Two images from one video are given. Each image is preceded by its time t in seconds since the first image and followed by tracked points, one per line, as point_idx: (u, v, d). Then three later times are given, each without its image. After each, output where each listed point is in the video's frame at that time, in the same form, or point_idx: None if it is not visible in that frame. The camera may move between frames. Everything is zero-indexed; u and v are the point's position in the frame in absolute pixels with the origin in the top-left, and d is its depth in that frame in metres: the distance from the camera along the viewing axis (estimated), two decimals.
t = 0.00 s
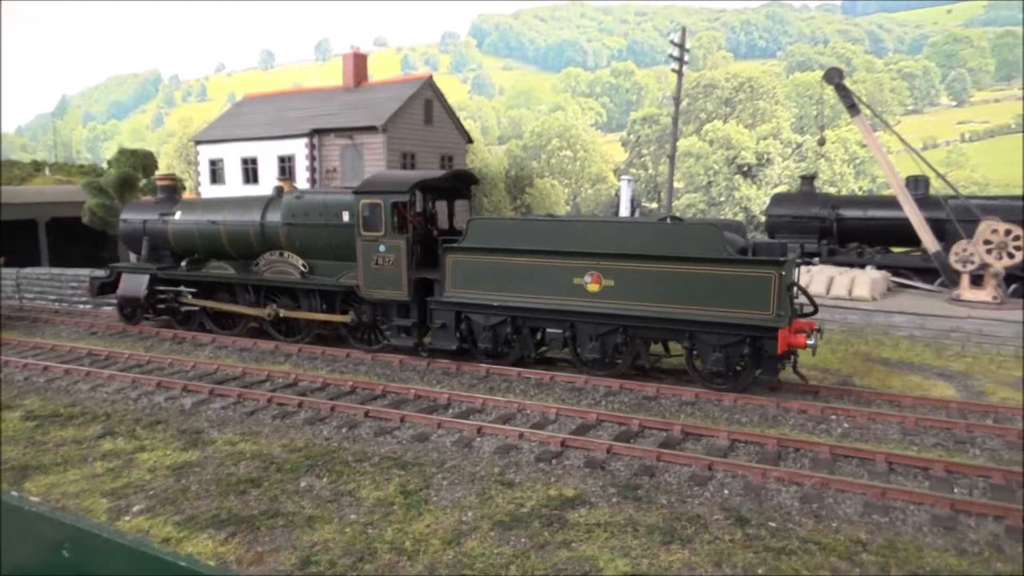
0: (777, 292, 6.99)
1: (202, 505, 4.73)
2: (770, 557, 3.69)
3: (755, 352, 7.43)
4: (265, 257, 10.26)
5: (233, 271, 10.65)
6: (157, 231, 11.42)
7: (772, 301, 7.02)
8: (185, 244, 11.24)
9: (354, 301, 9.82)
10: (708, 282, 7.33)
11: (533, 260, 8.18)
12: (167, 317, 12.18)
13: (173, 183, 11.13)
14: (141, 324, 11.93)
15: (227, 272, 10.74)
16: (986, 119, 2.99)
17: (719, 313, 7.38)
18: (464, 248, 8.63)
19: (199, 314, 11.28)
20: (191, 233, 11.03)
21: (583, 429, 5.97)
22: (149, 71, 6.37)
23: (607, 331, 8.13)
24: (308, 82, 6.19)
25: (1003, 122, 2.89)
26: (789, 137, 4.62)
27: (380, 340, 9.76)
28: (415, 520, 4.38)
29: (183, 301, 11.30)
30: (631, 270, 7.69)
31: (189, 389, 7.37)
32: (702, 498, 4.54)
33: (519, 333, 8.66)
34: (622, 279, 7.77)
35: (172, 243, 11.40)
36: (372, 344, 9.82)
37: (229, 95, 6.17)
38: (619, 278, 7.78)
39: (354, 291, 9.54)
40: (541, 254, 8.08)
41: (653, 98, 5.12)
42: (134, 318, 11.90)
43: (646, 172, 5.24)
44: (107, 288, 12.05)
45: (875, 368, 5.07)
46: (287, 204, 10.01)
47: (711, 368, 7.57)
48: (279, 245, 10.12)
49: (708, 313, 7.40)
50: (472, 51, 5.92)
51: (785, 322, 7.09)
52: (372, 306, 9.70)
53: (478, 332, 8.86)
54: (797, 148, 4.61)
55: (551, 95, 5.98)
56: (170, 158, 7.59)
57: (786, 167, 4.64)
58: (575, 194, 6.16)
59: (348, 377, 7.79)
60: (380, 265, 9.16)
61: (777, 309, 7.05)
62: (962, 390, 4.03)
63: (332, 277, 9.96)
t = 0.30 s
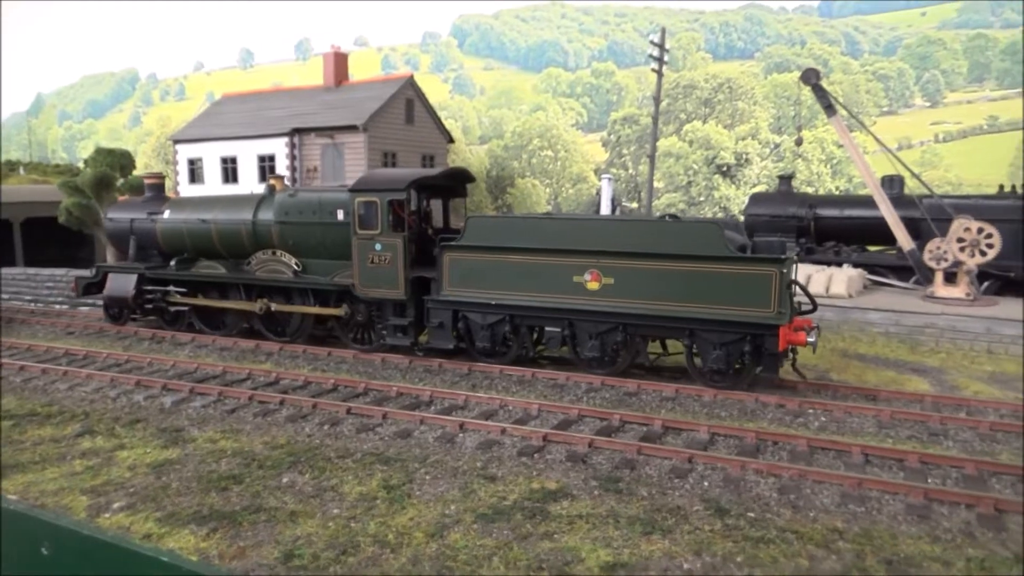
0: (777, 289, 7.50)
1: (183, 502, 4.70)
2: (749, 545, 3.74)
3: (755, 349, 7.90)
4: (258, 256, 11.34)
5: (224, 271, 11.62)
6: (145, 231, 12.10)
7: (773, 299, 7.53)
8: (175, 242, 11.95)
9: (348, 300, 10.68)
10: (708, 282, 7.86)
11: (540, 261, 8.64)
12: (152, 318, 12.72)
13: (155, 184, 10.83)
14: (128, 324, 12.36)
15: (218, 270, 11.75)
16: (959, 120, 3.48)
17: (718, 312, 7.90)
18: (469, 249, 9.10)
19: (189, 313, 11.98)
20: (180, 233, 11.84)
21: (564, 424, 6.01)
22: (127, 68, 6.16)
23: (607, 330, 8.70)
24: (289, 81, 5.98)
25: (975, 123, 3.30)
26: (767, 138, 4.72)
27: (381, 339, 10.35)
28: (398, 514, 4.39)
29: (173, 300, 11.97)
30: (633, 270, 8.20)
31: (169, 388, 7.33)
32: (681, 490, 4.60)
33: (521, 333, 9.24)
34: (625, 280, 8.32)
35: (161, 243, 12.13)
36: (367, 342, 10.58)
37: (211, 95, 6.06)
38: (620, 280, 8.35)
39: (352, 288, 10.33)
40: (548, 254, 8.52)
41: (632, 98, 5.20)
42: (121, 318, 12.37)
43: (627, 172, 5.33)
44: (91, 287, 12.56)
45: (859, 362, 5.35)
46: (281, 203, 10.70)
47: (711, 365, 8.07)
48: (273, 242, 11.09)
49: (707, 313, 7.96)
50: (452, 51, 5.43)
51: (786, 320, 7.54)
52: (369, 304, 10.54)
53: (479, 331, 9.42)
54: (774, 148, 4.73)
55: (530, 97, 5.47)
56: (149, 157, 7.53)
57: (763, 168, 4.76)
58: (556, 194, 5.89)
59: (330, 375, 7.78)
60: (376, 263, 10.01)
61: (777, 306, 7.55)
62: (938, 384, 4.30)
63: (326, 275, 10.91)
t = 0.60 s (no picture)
0: (778, 289, 7.53)
1: (156, 502, 4.66)
2: (722, 540, 3.77)
3: (756, 350, 7.89)
4: (247, 255, 11.09)
5: (212, 271, 11.34)
6: (130, 230, 11.85)
7: (773, 298, 7.56)
8: (160, 242, 11.65)
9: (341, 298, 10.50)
10: (708, 281, 7.88)
11: (538, 261, 8.64)
12: (137, 318, 12.48)
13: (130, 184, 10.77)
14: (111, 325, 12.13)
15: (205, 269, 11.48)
16: (932, 123, 3.46)
17: (718, 312, 7.90)
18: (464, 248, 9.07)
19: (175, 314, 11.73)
20: (165, 233, 11.56)
21: (542, 423, 6.03)
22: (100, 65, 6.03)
23: (606, 331, 8.67)
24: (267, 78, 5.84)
25: (948, 125, 3.37)
26: (744, 138, 4.66)
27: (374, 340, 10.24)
28: (374, 513, 4.38)
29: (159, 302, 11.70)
30: (632, 270, 8.20)
31: (143, 388, 7.26)
32: (657, 487, 4.63)
33: (518, 333, 9.18)
34: (625, 280, 8.31)
35: (146, 243, 11.84)
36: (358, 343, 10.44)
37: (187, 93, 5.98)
38: (619, 279, 8.36)
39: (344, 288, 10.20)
40: (547, 254, 8.55)
41: (610, 99, 5.26)
42: (105, 318, 12.13)
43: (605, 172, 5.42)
44: (74, 288, 12.36)
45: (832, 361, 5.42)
46: (271, 201, 10.62)
47: (712, 365, 8.04)
48: (262, 242, 10.95)
49: (707, 312, 7.96)
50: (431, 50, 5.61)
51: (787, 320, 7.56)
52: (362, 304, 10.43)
53: (475, 331, 9.35)
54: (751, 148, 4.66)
55: (509, 97, 5.42)
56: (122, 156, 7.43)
57: (741, 169, 4.69)
58: (535, 194, 5.90)
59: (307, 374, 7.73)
60: (369, 263, 9.85)
61: (778, 306, 7.56)
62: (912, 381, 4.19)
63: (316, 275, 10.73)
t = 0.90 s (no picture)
0: (784, 288, 7.57)
1: (142, 498, 4.66)
2: (705, 532, 3.82)
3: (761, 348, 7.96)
4: (246, 254, 11.13)
5: (208, 270, 11.28)
6: (125, 228, 11.69)
7: (779, 298, 7.57)
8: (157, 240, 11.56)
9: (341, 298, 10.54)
10: (714, 280, 7.94)
11: (542, 260, 8.68)
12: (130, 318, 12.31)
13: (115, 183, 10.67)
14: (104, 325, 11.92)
15: (202, 268, 11.41)
16: (912, 124, 3.52)
17: (724, 311, 7.95)
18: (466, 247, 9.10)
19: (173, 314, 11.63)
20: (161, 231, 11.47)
21: (527, 419, 6.07)
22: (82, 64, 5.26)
23: (610, 330, 8.70)
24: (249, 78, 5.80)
25: (927, 125, 3.45)
26: (727, 140, 4.76)
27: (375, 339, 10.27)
28: (360, 507, 4.40)
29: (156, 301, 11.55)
30: (637, 269, 8.26)
31: (127, 386, 7.24)
32: (641, 481, 4.69)
33: (522, 333, 9.21)
34: (631, 278, 8.36)
35: (141, 241, 11.74)
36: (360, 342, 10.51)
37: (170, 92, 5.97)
38: (624, 278, 8.41)
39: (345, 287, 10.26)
40: (552, 253, 8.59)
41: (595, 100, 5.34)
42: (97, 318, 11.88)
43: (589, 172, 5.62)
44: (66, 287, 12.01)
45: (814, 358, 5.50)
46: (270, 200, 10.56)
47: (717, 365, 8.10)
48: (261, 241, 10.93)
49: (712, 311, 8.01)
50: (418, 51, 5.45)
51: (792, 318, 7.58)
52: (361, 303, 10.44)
53: (478, 331, 9.39)
54: (734, 150, 4.76)
55: (495, 97, 5.37)
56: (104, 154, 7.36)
57: (724, 169, 4.81)
58: (520, 193, 6.14)
59: (292, 372, 7.72)
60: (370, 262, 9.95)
61: (784, 305, 7.57)
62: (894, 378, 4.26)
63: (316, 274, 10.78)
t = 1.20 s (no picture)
0: (789, 289, 7.77)
1: (128, 496, 4.66)
2: (684, 526, 3.91)
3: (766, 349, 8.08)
4: (246, 254, 11.21)
5: (207, 271, 11.45)
6: (119, 229, 11.77)
7: (785, 298, 7.78)
8: (153, 240, 11.71)
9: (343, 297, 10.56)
10: (720, 281, 8.09)
11: (550, 261, 8.76)
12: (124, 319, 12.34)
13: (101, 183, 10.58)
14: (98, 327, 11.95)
15: (200, 269, 11.54)
16: (890, 127, 3.61)
17: (729, 312, 8.10)
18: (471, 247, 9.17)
19: (169, 313, 11.72)
20: (158, 231, 11.62)
21: (511, 417, 6.13)
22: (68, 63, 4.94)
23: (614, 331, 8.82)
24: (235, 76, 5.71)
25: (904, 129, 3.45)
26: (710, 142, 5.13)
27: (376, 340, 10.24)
28: (346, 504, 4.44)
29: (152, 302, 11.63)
30: (643, 270, 8.38)
31: (110, 386, 7.21)
32: (622, 477, 4.76)
33: (526, 334, 9.28)
34: (637, 280, 8.48)
35: (137, 242, 11.86)
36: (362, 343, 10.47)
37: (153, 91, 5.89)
38: (630, 279, 8.54)
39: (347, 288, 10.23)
40: (558, 254, 8.67)
41: (579, 102, 5.46)
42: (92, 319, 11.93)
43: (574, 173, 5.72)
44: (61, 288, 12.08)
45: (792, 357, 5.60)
46: (270, 199, 10.63)
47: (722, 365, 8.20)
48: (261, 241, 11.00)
49: (718, 312, 8.15)
50: (403, 50, 4.82)
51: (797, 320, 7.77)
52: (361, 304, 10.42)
53: (481, 331, 9.41)
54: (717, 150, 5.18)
55: (479, 98, 5.11)
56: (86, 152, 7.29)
57: (705, 169, 5.28)
58: (505, 194, 5.96)
59: (277, 372, 7.72)
60: (373, 263, 9.92)
61: (789, 307, 7.77)
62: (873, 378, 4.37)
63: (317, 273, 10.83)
